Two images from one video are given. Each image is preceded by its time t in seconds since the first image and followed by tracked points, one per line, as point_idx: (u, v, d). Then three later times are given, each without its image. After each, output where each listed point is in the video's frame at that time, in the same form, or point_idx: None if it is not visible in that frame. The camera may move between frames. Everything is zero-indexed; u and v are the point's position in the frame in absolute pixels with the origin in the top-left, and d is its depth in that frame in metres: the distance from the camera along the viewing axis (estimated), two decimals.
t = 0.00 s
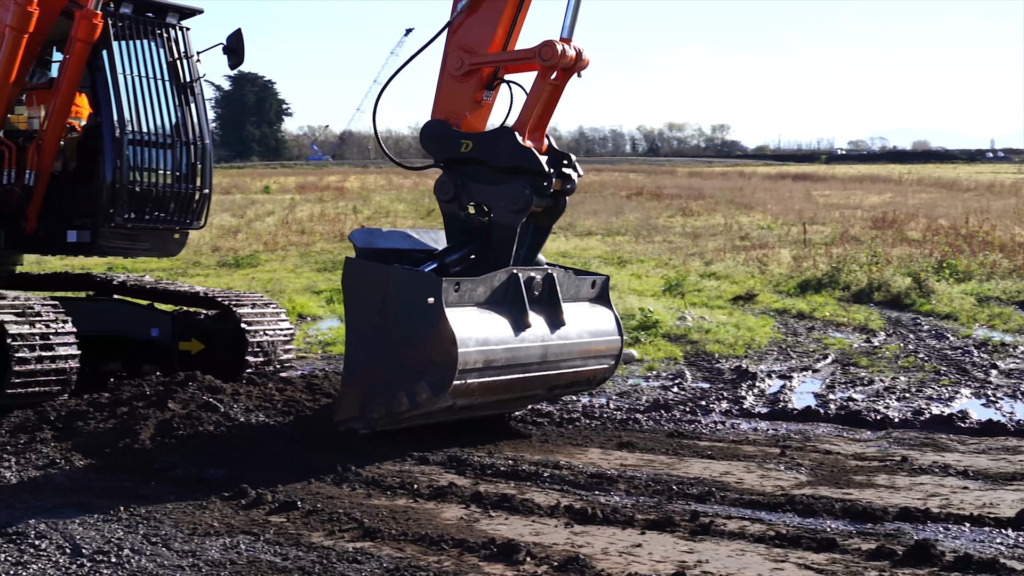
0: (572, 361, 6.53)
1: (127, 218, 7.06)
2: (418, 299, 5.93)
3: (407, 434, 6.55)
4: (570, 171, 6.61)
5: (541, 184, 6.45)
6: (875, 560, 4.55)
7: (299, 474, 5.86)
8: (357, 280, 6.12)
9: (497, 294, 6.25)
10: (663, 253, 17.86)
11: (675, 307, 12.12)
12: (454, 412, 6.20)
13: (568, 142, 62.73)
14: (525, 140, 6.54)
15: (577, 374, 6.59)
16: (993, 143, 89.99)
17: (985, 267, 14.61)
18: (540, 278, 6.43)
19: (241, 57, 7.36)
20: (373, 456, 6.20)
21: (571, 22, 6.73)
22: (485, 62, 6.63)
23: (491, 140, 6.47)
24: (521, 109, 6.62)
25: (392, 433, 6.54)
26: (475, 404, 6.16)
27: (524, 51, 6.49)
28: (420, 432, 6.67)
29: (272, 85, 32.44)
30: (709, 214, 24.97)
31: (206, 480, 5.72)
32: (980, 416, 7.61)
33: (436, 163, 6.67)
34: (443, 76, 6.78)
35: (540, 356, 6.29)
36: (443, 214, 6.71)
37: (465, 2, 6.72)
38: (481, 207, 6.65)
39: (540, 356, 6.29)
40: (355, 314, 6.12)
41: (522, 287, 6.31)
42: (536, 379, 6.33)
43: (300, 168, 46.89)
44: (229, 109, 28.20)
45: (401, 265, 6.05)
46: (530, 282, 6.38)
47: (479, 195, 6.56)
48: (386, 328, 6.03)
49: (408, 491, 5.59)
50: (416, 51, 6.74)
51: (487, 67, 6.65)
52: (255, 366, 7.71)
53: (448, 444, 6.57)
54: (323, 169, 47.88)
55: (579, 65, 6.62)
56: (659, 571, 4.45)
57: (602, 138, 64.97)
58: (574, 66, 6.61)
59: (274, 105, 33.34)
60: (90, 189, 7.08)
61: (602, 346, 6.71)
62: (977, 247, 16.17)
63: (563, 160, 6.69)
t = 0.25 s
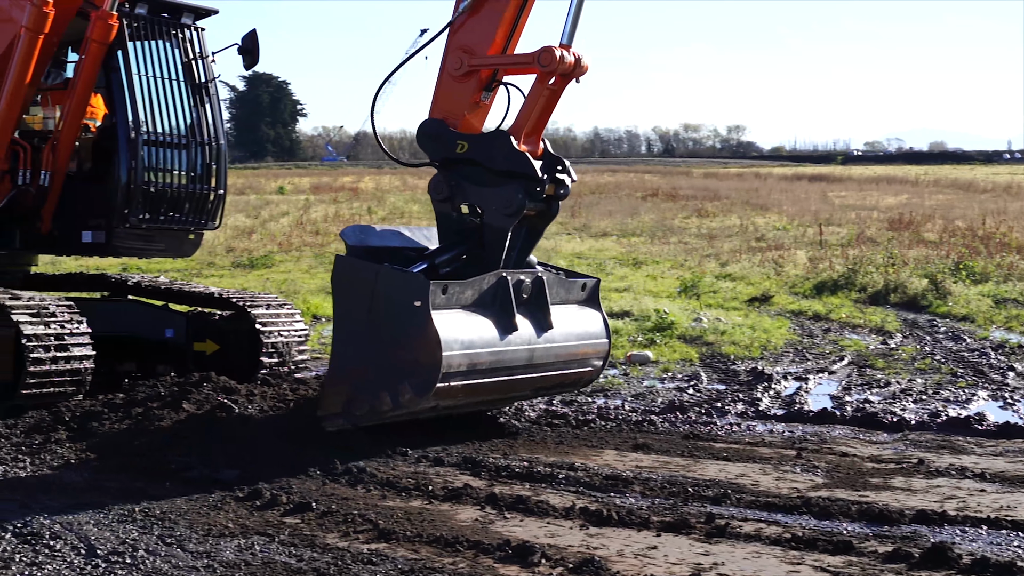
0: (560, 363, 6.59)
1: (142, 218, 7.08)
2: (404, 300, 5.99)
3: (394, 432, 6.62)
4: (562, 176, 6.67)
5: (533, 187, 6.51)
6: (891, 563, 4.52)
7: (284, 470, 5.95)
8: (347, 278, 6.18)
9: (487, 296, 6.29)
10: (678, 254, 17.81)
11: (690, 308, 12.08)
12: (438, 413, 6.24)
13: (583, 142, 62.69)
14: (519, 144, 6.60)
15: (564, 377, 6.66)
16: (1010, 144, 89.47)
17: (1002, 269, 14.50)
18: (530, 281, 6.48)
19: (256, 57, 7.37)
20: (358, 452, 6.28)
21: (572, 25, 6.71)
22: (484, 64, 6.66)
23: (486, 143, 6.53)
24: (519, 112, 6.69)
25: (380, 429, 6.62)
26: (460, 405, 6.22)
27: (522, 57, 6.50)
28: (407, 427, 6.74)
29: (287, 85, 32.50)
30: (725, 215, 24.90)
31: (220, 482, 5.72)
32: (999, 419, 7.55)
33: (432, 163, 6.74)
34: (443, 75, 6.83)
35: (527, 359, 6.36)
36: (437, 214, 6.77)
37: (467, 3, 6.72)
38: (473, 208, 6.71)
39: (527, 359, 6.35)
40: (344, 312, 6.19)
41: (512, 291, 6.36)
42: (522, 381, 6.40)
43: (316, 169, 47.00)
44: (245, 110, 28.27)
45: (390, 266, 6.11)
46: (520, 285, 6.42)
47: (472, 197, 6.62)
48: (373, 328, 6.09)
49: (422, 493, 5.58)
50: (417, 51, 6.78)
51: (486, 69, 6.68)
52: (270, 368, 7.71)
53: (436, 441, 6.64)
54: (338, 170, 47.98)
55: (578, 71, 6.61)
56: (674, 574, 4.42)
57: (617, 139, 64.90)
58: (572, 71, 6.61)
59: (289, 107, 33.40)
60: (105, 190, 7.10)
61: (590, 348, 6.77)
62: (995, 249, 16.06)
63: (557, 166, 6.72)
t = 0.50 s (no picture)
0: (547, 364, 6.66)
1: (154, 219, 7.10)
2: (392, 301, 6.04)
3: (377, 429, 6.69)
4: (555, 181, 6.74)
5: (525, 190, 6.56)
6: (905, 564, 4.49)
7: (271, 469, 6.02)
8: (336, 276, 6.20)
9: (476, 297, 6.37)
10: (691, 255, 17.76)
11: (703, 309, 12.05)
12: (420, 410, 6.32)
13: (596, 142, 62.64)
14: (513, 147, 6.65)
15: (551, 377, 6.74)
16: None
17: (1017, 270, 14.43)
18: (519, 282, 6.55)
19: (268, 58, 7.38)
20: (340, 449, 6.36)
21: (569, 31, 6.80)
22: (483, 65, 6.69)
23: (481, 143, 6.56)
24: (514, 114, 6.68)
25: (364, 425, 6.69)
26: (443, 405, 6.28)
27: (522, 59, 6.55)
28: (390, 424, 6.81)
29: (299, 85, 32.53)
30: (738, 216, 24.83)
31: (232, 483, 5.72)
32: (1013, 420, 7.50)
33: (426, 160, 6.73)
34: (441, 74, 6.83)
35: (514, 360, 6.43)
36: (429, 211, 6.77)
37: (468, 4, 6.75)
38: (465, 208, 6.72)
39: (513, 359, 6.43)
40: (330, 308, 6.21)
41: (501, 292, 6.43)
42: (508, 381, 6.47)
43: (329, 170, 47.07)
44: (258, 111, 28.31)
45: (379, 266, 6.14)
46: (509, 286, 6.49)
47: (465, 196, 6.63)
48: (359, 326, 6.13)
49: (434, 494, 5.57)
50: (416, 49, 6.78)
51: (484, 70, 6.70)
52: (282, 369, 7.67)
53: (419, 439, 6.71)
54: (351, 171, 48.05)
55: (575, 75, 6.69)
56: None
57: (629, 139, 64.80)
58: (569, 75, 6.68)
59: (302, 108, 33.45)
60: (117, 191, 7.13)
61: (579, 349, 6.85)
62: (1010, 250, 15.97)
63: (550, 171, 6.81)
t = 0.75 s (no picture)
0: (534, 362, 6.71)
1: (169, 220, 7.12)
2: (381, 298, 6.04)
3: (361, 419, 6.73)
4: (551, 181, 6.73)
5: (520, 190, 6.60)
6: (921, 567, 4.46)
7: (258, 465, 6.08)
8: (328, 269, 6.17)
9: (466, 295, 6.40)
10: (706, 256, 17.71)
11: (718, 310, 12.00)
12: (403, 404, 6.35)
13: (610, 143, 62.56)
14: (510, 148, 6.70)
15: (537, 375, 6.78)
16: None
17: None
18: (509, 281, 6.58)
19: (283, 58, 7.39)
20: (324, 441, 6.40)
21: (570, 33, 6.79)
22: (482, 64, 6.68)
23: (478, 142, 6.60)
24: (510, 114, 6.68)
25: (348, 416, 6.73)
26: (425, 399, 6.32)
27: (521, 61, 6.55)
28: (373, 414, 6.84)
29: (314, 86, 32.57)
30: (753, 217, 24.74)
31: (246, 484, 5.72)
32: None
33: (423, 156, 6.73)
34: (441, 72, 6.83)
35: (500, 358, 6.46)
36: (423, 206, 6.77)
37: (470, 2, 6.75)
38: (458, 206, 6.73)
39: (500, 357, 6.46)
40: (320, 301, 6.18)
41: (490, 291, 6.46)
42: (492, 378, 6.51)
43: (343, 172, 47.13)
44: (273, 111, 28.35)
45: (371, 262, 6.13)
46: (498, 285, 6.53)
47: (460, 194, 6.63)
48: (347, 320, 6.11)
49: (449, 495, 5.56)
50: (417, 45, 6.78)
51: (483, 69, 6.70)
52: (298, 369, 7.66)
53: (402, 433, 6.75)
54: (366, 172, 48.12)
55: (574, 78, 6.68)
56: None
57: (644, 140, 64.69)
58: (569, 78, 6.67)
59: (317, 110, 33.50)
60: (131, 191, 7.15)
61: (567, 349, 6.90)
62: None
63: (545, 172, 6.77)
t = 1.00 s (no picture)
0: (531, 358, 6.72)
1: (185, 221, 7.14)
2: (377, 293, 6.04)
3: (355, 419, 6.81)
4: (553, 180, 6.70)
5: (520, 189, 6.58)
6: (939, 569, 4.42)
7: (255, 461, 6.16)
8: (327, 263, 6.21)
9: (463, 291, 6.39)
10: (722, 257, 17.65)
11: (735, 311, 11.96)
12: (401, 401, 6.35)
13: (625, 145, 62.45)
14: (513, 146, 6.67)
15: (533, 371, 6.80)
16: None
17: None
18: (506, 278, 6.57)
19: (298, 59, 7.40)
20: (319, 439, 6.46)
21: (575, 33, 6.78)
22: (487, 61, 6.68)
23: (481, 140, 6.57)
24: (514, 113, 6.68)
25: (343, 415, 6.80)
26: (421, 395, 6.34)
27: (526, 60, 6.55)
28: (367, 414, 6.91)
29: (329, 88, 32.63)
30: (769, 219, 24.65)
31: (262, 485, 5.72)
32: None
33: (426, 151, 6.73)
34: (445, 68, 6.83)
35: (496, 355, 6.44)
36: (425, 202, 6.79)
37: None
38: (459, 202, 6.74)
39: (496, 354, 6.44)
40: (319, 294, 6.23)
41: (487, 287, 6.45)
42: (487, 374, 6.49)
43: (359, 173, 47.22)
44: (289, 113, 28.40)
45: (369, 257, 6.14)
46: (496, 282, 6.52)
47: (461, 191, 6.64)
48: (344, 313, 6.14)
49: (465, 496, 5.56)
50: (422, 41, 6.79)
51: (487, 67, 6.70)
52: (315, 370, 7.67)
53: (399, 430, 6.80)
54: (381, 173, 48.16)
55: (578, 78, 6.68)
56: None
57: (659, 141, 64.55)
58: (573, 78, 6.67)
59: (332, 112, 33.58)
60: (146, 192, 7.18)
61: (563, 346, 6.92)
62: None
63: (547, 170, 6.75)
